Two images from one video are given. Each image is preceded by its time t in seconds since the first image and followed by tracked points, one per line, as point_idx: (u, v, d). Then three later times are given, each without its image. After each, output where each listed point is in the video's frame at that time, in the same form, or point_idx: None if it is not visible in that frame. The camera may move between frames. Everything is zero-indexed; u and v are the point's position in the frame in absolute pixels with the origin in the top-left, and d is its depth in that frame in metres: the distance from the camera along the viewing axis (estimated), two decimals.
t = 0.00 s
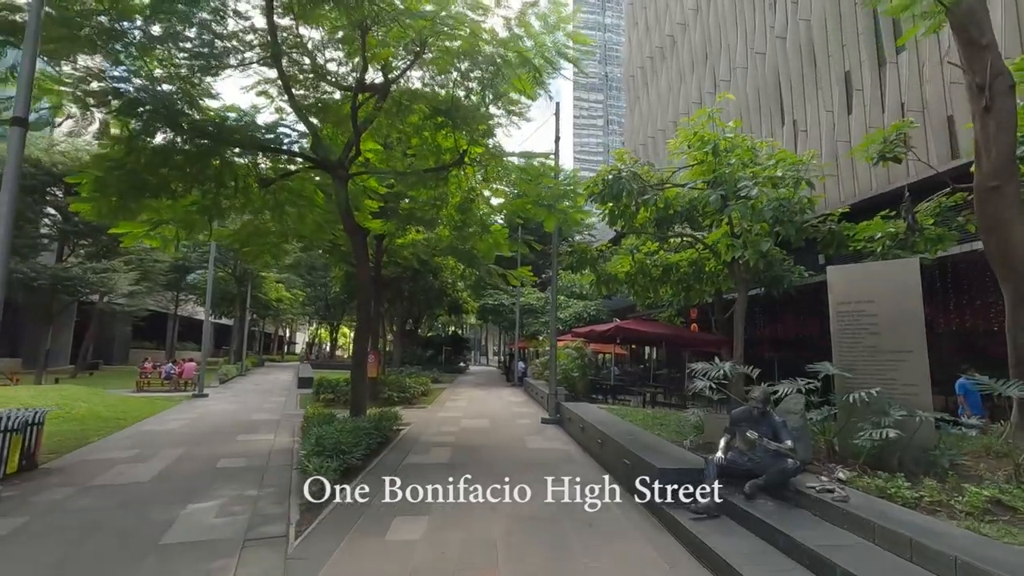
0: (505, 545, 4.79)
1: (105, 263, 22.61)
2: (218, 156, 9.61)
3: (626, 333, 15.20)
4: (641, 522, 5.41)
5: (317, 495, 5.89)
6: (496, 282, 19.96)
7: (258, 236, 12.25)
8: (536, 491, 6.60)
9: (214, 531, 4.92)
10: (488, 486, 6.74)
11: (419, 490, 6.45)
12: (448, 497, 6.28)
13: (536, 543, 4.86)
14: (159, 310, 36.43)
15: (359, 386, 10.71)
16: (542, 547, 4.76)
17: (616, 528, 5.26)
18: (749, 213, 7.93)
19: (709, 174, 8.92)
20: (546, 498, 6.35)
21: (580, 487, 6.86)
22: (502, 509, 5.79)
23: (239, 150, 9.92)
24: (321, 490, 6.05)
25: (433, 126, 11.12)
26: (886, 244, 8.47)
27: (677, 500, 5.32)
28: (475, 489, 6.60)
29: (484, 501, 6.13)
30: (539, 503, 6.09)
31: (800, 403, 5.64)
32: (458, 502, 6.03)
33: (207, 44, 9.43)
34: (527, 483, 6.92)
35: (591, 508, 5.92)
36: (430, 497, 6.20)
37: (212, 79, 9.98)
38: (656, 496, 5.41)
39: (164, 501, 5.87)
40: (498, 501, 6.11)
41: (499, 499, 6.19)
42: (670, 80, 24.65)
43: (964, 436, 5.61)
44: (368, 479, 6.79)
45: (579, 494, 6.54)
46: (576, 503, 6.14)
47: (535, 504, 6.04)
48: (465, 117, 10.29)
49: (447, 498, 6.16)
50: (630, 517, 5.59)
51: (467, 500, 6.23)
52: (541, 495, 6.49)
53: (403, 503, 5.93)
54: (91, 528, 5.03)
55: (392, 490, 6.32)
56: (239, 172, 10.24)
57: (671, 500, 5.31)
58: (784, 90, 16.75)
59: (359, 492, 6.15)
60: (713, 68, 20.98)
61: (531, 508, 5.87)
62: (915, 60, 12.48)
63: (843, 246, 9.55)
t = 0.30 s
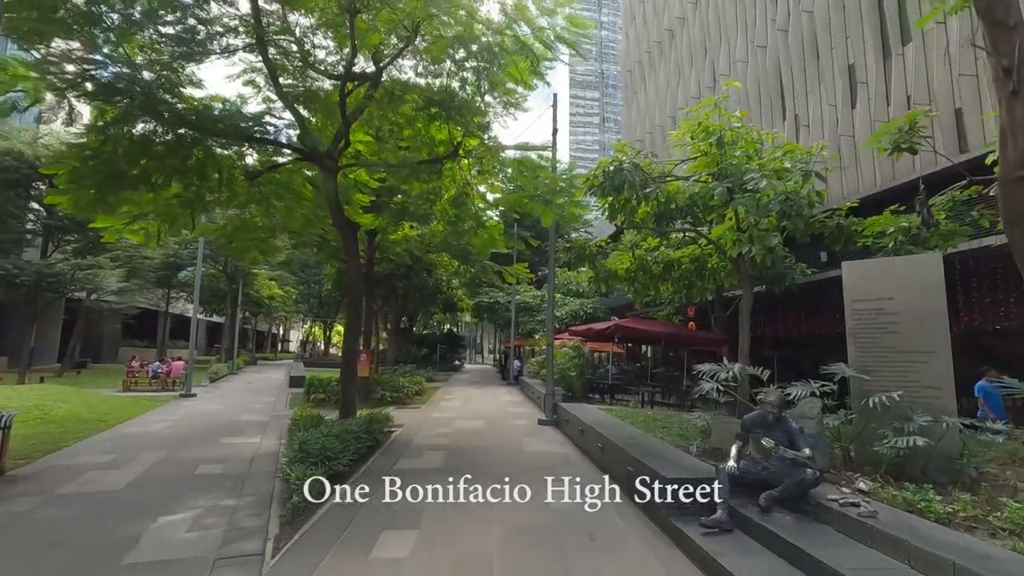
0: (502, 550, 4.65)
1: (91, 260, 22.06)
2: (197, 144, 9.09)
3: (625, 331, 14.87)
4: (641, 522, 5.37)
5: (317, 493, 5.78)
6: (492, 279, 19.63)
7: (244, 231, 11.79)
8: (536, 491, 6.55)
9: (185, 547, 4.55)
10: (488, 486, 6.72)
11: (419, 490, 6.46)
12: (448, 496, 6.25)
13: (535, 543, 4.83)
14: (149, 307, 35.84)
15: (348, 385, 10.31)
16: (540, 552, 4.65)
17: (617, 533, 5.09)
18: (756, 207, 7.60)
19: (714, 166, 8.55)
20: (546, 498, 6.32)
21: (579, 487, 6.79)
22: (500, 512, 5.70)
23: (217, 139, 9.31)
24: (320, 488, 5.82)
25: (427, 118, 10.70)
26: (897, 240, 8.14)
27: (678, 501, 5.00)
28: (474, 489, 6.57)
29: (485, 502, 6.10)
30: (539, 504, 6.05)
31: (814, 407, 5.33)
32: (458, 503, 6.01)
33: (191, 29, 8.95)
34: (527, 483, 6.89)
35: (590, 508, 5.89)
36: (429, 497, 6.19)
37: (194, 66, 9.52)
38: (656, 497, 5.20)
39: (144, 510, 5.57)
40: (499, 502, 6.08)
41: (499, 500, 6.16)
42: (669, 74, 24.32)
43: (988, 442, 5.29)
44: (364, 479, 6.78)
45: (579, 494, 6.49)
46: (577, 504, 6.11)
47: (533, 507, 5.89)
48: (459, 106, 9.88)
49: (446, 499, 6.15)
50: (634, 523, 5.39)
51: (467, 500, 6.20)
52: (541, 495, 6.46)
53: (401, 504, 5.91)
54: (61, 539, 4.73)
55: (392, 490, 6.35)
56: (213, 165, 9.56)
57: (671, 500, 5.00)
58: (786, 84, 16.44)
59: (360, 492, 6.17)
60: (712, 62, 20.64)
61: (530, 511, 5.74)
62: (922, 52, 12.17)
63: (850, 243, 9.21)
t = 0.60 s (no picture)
0: (500, 562, 4.29)
1: (78, 255, 21.52)
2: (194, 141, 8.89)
3: (625, 329, 14.51)
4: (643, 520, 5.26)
5: (317, 493, 5.69)
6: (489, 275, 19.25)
7: (232, 224, 11.33)
8: (536, 491, 6.35)
9: (155, 561, 4.18)
10: (488, 486, 6.51)
11: (419, 490, 6.25)
12: (447, 497, 6.04)
13: (534, 544, 4.70)
14: (141, 305, 35.28)
15: (339, 382, 9.90)
16: (539, 555, 4.47)
17: (622, 541, 4.76)
18: (766, 196, 7.25)
19: (721, 154, 8.17)
20: (545, 498, 6.11)
21: (579, 487, 6.56)
22: (499, 514, 5.51)
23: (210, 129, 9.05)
24: (320, 491, 5.75)
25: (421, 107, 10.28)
26: (913, 233, 7.79)
27: (677, 501, 4.69)
28: (474, 489, 6.36)
29: (484, 502, 5.90)
30: (538, 504, 5.85)
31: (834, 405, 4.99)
32: (458, 504, 5.81)
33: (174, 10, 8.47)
34: (527, 483, 6.68)
35: (589, 508, 5.71)
36: (429, 497, 5.99)
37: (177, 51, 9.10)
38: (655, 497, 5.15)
39: (116, 518, 5.19)
40: (498, 502, 5.88)
41: (499, 500, 5.97)
42: (669, 68, 23.99)
43: None
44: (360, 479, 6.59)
45: (579, 494, 6.27)
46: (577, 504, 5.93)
47: (532, 510, 5.67)
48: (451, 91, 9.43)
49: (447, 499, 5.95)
50: (637, 527, 5.14)
51: (466, 500, 6.00)
52: (541, 495, 6.25)
53: (402, 504, 5.72)
54: (23, 553, 4.34)
55: (391, 490, 6.16)
56: (215, 156, 9.45)
57: (670, 501, 4.75)
58: (789, 75, 16.11)
59: (360, 492, 6.01)
60: (714, 55, 20.25)
61: (528, 514, 5.54)
62: (932, 40, 11.82)
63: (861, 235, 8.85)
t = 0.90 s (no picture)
0: None
1: (72, 252, 21.14)
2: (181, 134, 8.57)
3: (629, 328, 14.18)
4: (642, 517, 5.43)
5: (316, 493, 5.74)
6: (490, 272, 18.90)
7: (224, 221, 10.96)
8: (536, 491, 6.49)
9: None
10: (488, 486, 6.66)
11: (419, 490, 6.39)
12: (447, 496, 6.18)
13: (537, 546, 4.77)
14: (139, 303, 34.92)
15: (334, 385, 9.52)
16: (540, 562, 4.42)
17: (631, 559, 4.47)
18: (782, 189, 6.90)
19: (732, 146, 7.78)
20: (546, 498, 6.25)
21: (580, 487, 6.66)
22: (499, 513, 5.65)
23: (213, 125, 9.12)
24: (320, 492, 5.75)
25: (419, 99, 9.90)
26: (933, 229, 7.43)
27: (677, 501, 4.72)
28: (474, 489, 6.51)
29: (484, 502, 6.05)
30: (539, 504, 5.98)
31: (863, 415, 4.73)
32: (458, 503, 5.96)
33: None
34: (527, 483, 6.81)
35: (590, 509, 5.86)
36: (429, 497, 6.14)
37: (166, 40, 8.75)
38: (656, 497, 5.20)
39: (99, 532, 4.89)
40: (499, 502, 6.03)
41: (498, 500, 6.12)
42: (673, 62, 23.62)
43: None
44: (362, 480, 6.72)
45: (579, 494, 6.38)
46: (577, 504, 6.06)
47: (531, 510, 5.82)
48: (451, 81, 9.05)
49: (446, 499, 6.09)
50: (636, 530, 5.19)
51: (466, 500, 6.15)
52: (541, 495, 6.39)
53: (402, 504, 5.84)
54: None
55: (392, 490, 6.27)
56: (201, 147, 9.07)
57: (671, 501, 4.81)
58: (797, 68, 15.73)
59: (361, 492, 6.10)
60: (719, 49, 19.86)
61: (528, 520, 5.46)
62: (948, 31, 11.43)
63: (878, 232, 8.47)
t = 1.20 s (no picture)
0: None
1: (74, 251, 20.99)
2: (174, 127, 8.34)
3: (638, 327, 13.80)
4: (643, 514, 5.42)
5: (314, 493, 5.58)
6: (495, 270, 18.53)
7: (221, 216, 10.67)
8: (536, 491, 6.35)
9: None
10: (488, 486, 6.50)
11: (419, 490, 6.23)
12: (448, 496, 6.03)
13: (542, 550, 4.58)
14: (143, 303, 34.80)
15: (333, 385, 9.23)
16: None
17: None
18: (803, 177, 6.49)
19: (747, 133, 7.37)
20: (546, 498, 6.11)
21: (579, 487, 6.59)
22: (499, 514, 5.49)
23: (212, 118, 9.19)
24: (319, 491, 5.61)
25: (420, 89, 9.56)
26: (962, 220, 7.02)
27: (677, 500, 4.72)
28: (474, 489, 6.35)
29: (485, 502, 5.88)
30: (539, 504, 5.84)
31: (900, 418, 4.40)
32: (459, 504, 5.79)
33: None
34: (527, 483, 6.67)
35: (590, 508, 5.75)
36: (428, 497, 5.97)
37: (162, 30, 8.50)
38: (656, 497, 5.25)
39: (76, 538, 4.64)
40: (499, 502, 5.88)
41: (499, 500, 5.96)
42: (681, 57, 23.22)
43: None
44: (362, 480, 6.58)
45: (579, 494, 6.29)
46: (577, 504, 5.95)
47: (531, 510, 5.65)
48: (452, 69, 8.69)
49: (446, 499, 5.92)
50: (644, 534, 4.96)
51: (466, 500, 5.99)
52: (541, 495, 6.25)
53: (402, 504, 5.68)
54: None
55: (391, 490, 6.11)
56: (196, 139, 8.88)
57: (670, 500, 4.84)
58: (810, 59, 15.30)
59: (360, 492, 5.94)
60: (728, 42, 19.46)
61: (530, 525, 5.19)
62: (969, 16, 11.00)
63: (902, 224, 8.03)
